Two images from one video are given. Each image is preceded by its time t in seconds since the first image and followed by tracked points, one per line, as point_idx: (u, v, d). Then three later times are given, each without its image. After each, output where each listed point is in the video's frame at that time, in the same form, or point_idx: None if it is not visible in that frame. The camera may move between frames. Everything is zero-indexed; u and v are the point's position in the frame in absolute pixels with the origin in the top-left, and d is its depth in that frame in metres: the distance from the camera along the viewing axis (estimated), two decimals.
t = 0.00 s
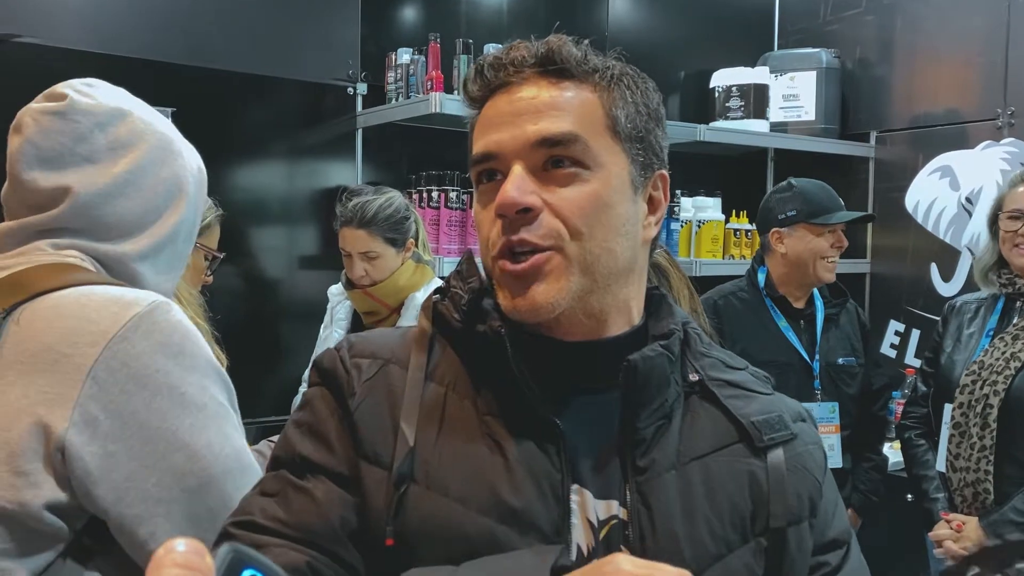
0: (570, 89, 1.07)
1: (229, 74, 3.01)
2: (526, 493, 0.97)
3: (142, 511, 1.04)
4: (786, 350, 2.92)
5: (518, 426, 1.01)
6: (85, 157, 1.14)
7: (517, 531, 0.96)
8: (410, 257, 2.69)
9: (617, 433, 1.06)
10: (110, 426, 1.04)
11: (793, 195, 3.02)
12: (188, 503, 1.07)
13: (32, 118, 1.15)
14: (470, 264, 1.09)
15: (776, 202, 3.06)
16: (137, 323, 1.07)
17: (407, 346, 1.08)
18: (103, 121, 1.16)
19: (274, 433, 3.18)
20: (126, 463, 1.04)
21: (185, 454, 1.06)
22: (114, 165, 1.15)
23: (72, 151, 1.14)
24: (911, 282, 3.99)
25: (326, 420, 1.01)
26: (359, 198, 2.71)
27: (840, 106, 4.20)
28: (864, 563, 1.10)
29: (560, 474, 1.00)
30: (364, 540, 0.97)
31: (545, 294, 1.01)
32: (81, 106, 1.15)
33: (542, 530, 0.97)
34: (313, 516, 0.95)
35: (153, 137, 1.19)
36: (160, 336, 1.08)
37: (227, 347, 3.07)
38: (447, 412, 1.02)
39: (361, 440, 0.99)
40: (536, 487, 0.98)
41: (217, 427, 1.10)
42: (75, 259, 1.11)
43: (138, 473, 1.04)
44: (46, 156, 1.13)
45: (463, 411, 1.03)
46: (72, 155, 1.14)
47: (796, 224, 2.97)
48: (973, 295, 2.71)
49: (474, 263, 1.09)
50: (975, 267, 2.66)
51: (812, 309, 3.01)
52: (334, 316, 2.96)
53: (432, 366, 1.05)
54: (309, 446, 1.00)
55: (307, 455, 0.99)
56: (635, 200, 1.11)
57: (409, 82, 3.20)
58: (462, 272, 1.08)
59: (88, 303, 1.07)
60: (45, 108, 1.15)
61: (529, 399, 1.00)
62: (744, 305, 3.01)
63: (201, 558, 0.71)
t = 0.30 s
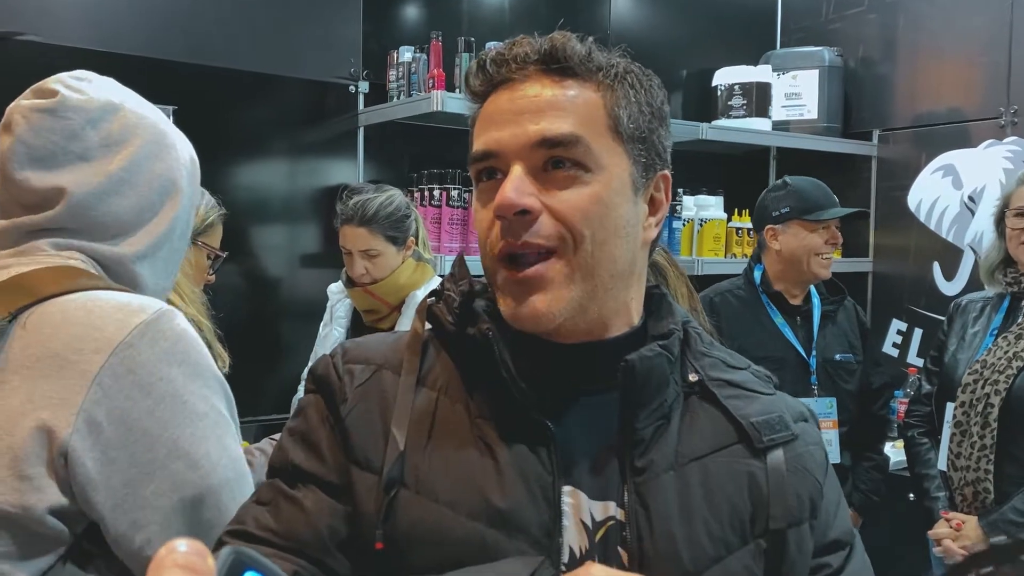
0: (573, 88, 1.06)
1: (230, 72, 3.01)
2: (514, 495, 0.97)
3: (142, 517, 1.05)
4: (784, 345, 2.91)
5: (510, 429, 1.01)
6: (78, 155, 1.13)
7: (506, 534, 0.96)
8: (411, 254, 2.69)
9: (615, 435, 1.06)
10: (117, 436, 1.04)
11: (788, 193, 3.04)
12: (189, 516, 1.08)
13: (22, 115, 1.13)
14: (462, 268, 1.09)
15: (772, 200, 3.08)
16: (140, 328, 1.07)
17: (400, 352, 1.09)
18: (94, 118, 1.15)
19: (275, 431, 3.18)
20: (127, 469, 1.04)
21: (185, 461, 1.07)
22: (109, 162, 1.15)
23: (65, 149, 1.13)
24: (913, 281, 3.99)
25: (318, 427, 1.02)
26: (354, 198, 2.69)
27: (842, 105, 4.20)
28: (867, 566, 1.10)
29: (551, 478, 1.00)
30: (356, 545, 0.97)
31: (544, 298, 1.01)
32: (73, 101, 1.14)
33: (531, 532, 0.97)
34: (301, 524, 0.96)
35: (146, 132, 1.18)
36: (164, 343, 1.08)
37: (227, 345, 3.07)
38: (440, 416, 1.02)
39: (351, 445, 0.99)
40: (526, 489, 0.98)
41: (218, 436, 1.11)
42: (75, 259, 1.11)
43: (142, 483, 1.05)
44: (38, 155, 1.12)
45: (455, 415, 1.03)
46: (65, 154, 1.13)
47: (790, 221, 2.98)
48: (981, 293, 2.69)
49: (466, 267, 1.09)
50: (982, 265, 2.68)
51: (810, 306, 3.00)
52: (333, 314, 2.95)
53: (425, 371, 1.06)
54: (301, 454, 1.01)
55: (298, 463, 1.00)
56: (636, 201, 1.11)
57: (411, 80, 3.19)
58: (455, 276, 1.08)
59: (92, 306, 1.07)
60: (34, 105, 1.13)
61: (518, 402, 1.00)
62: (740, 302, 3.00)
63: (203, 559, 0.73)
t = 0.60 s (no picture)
0: (611, 68, 1.06)
1: (240, 65, 3.00)
2: (548, 495, 0.98)
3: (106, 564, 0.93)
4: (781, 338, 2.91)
5: (547, 428, 1.02)
6: (89, 109, 1.03)
7: (541, 535, 0.97)
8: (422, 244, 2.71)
9: (687, 412, 1.07)
10: (64, 486, 0.88)
11: (783, 185, 3.00)
12: None
13: (36, 60, 1.04)
14: (497, 263, 1.08)
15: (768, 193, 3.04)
16: (116, 360, 0.93)
17: (433, 353, 1.10)
18: (112, 69, 1.04)
19: (285, 424, 3.18)
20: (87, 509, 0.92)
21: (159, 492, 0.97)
22: (120, 118, 1.03)
23: (77, 100, 1.03)
24: (922, 276, 3.97)
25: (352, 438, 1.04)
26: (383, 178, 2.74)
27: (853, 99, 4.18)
28: (926, 525, 1.14)
29: (588, 478, 1.00)
30: (389, 548, 0.99)
31: (583, 278, 1.01)
32: (90, 50, 1.04)
33: (582, 527, 0.98)
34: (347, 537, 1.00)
35: (168, 90, 1.07)
36: (145, 383, 0.95)
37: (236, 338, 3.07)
38: (476, 415, 1.04)
39: (383, 453, 1.02)
40: (563, 489, 0.99)
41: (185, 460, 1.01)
42: (61, 265, 0.99)
43: (77, 551, 0.88)
44: (46, 105, 1.02)
45: (490, 413, 1.04)
46: (76, 104, 1.03)
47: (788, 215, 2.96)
48: (992, 286, 2.68)
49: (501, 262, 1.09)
50: (994, 260, 2.63)
51: (810, 300, 2.98)
52: (342, 304, 2.93)
53: (463, 371, 1.07)
54: (337, 468, 1.03)
55: (340, 475, 1.03)
56: (675, 183, 1.10)
57: (420, 73, 3.18)
58: (491, 272, 1.08)
59: (61, 326, 0.93)
60: (50, 50, 1.04)
61: (555, 401, 1.01)
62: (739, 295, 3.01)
63: (239, 537, 0.69)
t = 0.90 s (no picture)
0: (568, 62, 1.06)
1: (242, 63, 3.00)
2: (517, 494, 0.97)
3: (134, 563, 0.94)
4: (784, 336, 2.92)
5: (516, 427, 1.01)
6: (100, 108, 1.04)
7: (511, 534, 0.96)
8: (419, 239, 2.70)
9: (661, 411, 1.07)
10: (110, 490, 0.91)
11: (785, 183, 3.01)
12: None
13: (47, 59, 1.05)
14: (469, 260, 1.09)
15: (771, 191, 3.04)
16: (140, 363, 0.94)
17: (406, 353, 1.10)
18: (123, 69, 1.05)
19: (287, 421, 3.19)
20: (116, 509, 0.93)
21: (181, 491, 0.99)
22: (130, 118, 1.04)
23: (87, 99, 1.03)
24: (924, 275, 3.97)
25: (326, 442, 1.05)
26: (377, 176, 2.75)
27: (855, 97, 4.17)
28: (903, 525, 1.13)
29: (557, 476, 0.99)
30: (358, 545, 0.99)
31: (539, 258, 1.00)
32: (102, 49, 1.05)
33: (551, 526, 0.97)
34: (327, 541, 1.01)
35: (178, 91, 1.08)
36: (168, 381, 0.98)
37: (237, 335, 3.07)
38: (446, 413, 1.04)
39: (354, 450, 1.03)
40: (532, 487, 0.98)
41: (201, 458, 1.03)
42: (70, 266, 0.99)
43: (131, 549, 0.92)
44: (58, 103, 1.03)
45: (461, 411, 1.04)
46: (87, 104, 1.03)
47: (789, 213, 2.97)
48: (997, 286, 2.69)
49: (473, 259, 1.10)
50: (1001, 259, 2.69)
51: (812, 297, 2.99)
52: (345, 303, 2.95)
53: (435, 371, 1.07)
54: (316, 473, 1.05)
55: (311, 478, 1.04)
56: (639, 174, 1.09)
57: (423, 71, 3.19)
58: (464, 271, 1.09)
59: (80, 330, 0.93)
60: (62, 49, 1.05)
61: (522, 398, 1.00)
62: (741, 294, 3.02)
63: (230, 545, 0.74)
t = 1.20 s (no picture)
0: (516, 54, 1.05)
1: (245, 60, 3.00)
2: (469, 501, 0.97)
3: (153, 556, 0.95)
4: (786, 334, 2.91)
5: (469, 430, 1.01)
6: (110, 106, 1.04)
7: (460, 541, 0.96)
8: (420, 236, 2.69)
9: (616, 411, 1.07)
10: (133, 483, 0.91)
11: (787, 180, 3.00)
12: None
13: (59, 55, 1.04)
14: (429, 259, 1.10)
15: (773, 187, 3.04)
16: (156, 357, 0.94)
17: (362, 350, 1.10)
18: (134, 68, 1.05)
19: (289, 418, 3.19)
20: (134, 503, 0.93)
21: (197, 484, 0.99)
22: (140, 116, 1.04)
23: (98, 96, 1.03)
24: (926, 272, 3.97)
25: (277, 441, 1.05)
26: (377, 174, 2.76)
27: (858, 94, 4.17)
28: (866, 526, 1.12)
29: (511, 482, 0.98)
30: (313, 548, 1.00)
31: (496, 270, 1.00)
32: (114, 48, 1.05)
33: (505, 531, 0.96)
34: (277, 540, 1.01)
35: (187, 91, 1.08)
36: (183, 375, 0.98)
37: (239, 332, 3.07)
38: (400, 415, 1.03)
39: (307, 452, 1.03)
40: (482, 492, 0.98)
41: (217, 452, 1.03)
42: (81, 262, 0.98)
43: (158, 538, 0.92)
44: (69, 100, 1.03)
45: (415, 413, 1.03)
46: (97, 102, 1.03)
47: (790, 210, 2.97)
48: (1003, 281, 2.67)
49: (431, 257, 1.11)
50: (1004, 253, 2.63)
51: (815, 294, 3.00)
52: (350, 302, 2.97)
53: (390, 370, 1.07)
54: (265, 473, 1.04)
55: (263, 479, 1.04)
56: (593, 167, 1.08)
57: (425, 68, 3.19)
58: (421, 269, 1.09)
59: (95, 325, 0.93)
60: (74, 47, 1.04)
61: (474, 399, 0.99)
62: (745, 291, 3.01)
63: (203, 560, 0.78)
